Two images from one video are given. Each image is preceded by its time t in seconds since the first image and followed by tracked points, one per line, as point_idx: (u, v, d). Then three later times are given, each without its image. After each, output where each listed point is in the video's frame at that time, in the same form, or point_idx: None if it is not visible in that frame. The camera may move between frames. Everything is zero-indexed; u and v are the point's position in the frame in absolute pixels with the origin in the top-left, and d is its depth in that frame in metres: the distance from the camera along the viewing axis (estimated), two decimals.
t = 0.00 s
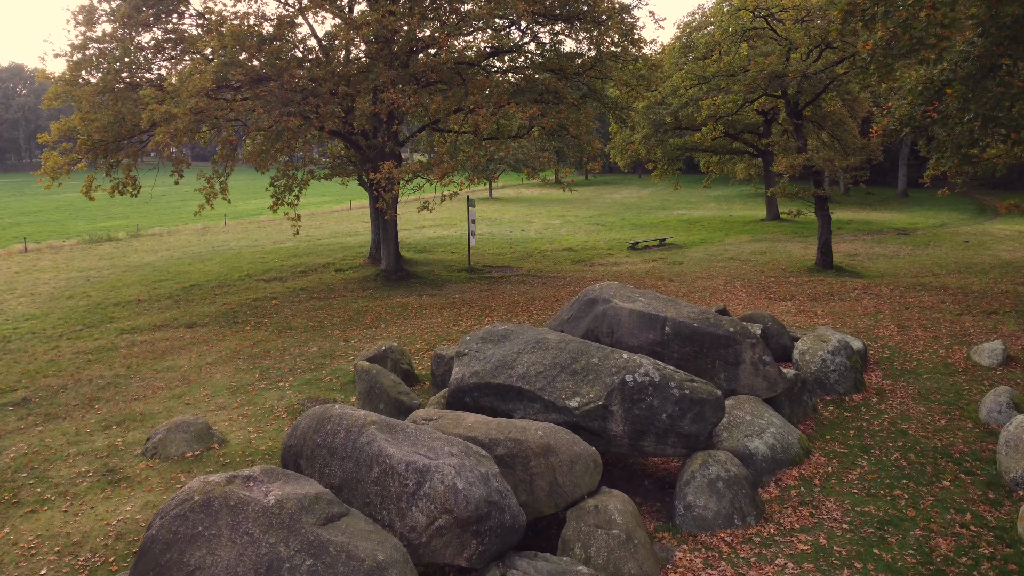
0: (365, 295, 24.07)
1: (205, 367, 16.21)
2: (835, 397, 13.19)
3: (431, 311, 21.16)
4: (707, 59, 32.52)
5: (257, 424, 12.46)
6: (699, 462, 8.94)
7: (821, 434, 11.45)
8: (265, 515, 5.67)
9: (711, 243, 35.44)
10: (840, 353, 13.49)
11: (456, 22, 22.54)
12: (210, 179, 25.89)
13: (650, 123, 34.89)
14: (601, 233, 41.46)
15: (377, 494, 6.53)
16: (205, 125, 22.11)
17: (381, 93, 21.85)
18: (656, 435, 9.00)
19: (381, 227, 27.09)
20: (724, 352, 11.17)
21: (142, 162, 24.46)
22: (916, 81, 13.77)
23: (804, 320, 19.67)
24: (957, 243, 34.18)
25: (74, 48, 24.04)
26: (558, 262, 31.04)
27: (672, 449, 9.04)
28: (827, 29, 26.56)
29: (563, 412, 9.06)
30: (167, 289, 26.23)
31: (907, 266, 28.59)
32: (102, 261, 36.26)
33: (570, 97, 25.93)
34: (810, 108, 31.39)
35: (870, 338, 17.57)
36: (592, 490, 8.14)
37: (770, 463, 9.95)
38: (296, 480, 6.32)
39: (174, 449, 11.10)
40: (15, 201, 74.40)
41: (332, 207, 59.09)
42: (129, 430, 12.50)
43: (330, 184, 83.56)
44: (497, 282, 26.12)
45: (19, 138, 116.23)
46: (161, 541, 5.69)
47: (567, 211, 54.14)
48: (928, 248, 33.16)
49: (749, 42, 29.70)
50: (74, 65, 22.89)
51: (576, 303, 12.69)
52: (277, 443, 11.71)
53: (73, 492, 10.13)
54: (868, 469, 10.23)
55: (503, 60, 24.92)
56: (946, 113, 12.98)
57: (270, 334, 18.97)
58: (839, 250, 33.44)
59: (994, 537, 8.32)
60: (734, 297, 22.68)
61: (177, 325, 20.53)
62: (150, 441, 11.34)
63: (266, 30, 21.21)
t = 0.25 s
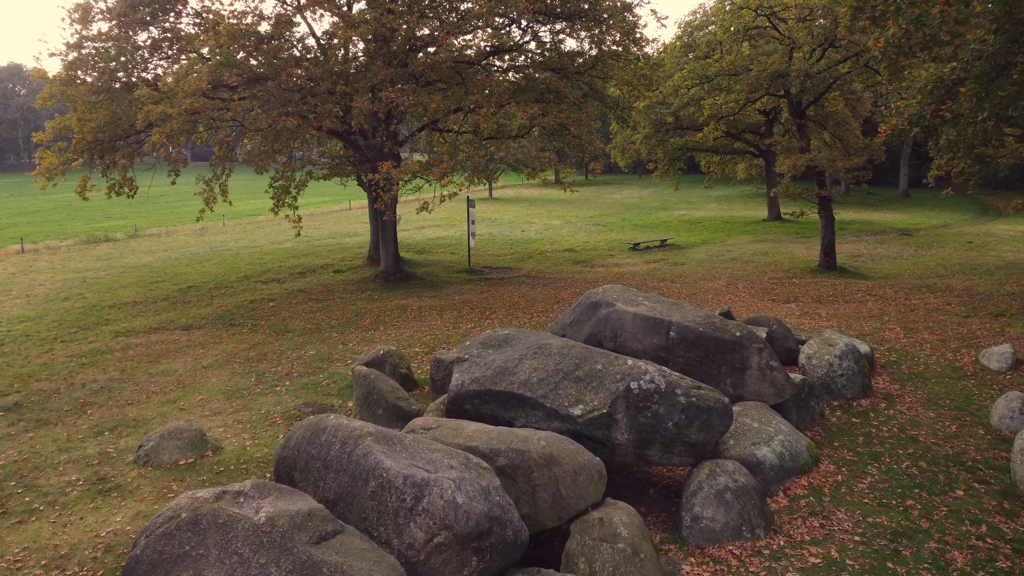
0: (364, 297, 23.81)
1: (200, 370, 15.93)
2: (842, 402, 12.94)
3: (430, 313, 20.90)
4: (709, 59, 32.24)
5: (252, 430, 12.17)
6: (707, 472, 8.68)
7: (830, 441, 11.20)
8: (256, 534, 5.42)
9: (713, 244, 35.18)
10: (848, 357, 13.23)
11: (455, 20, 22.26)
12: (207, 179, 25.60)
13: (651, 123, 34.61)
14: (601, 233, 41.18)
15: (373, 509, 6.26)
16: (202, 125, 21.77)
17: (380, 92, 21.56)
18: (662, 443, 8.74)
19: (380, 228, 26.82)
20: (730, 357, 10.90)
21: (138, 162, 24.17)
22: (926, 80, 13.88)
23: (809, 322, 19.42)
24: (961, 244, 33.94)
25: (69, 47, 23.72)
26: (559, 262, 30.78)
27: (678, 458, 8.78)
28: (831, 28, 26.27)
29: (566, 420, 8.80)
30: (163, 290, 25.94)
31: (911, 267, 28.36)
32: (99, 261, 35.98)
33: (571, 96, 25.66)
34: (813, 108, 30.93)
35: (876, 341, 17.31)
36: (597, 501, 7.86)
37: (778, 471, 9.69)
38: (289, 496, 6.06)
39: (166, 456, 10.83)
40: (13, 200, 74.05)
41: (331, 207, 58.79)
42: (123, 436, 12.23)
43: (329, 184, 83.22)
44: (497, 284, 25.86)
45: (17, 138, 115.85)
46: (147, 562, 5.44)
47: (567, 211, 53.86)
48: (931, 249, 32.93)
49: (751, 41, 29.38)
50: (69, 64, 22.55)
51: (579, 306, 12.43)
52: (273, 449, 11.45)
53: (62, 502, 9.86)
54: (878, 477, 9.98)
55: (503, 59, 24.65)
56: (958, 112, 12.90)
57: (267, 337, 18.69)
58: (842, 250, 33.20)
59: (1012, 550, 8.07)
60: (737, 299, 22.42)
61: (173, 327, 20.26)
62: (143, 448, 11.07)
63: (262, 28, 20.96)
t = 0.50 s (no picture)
0: (363, 298, 23.55)
1: (195, 374, 15.66)
2: (850, 408, 12.68)
3: (430, 315, 20.64)
4: (710, 59, 31.99)
5: (247, 437, 11.91)
6: (714, 483, 8.42)
7: (838, 448, 10.94)
8: (245, 554, 5.17)
9: (714, 245, 34.93)
10: (856, 362, 12.97)
11: (455, 19, 22.04)
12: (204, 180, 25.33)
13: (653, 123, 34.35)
14: (602, 234, 40.91)
15: (369, 525, 6.00)
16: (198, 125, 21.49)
17: (378, 91, 21.27)
18: (668, 453, 8.47)
19: (379, 229, 26.56)
20: (737, 363, 10.64)
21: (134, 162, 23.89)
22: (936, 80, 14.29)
23: (813, 324, 19.16)
24: (964, 245, 33.68)
25: (64, 46, 23.46)
26: (560, 264, 30.51)
27: (685, 469, 8.52)
28: (834, 27, 26.04)
29: (569, 429, 8.53)
30: (160, 292, 25.69)
31: (915, 268, 28.11)
32: (97, 262, 35.70)
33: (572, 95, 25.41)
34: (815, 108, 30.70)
35: (882, 344, 17.05)
36: (602, 514, 7.58)
37: (787, 481, 9.43)
38: (281, 513, 5.82)
39: (159, 464, 10.56)
40: (11, 201, 73.74)
41: (330, 207, 58.52)
42: (114, 443, 11.97)
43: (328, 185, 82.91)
44: (497, 285, 25.59)
45: (16, 138, 115.56)
46: None
47: (567, 212, 53.59)
48: (934, 250, 32.68)
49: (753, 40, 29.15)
50: (64, 63, 22.27)
51: (581, 310, 12.17)
52: (268, 456, 11.19)
53: (50, 512, 9.59)
54: (889, 487, 9.71)
55: (504, 59, 24.43)
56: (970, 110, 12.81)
57: (264, 340, 18.42)
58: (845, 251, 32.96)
59: None
60: (740, 301, 22.17)
61: (169, 330, 19.99)
62: (134, 456, 10.80)
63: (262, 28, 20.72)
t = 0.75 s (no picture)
0: (361, 300, 23.29)
1: (190, 379, 15.40)
2: (858, 414, 12.42)
3: (429, 317, 20.38)
4: (712, 58, 31.72)
5: (242, 444, 11.65)
6: (722, 494, 8.15)
7: (847, 456, 10.69)
8: None
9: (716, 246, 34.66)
10: (863, 367, 12.71)
11: (455, 17, 21.79)
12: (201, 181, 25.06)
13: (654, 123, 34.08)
14: (603, 235, 40.64)
15: (365, 543, 5.73)
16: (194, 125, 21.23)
17: (376, 89, 20.99)
18: (674, 463, 8.21)
19: (378, 230, 26.29)
20: (743, 369, 10.38)
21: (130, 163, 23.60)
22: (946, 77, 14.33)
23: (818, 327, 18.90)
24: (968, 246, 33.42)
25: (60, 45, 23.18)
26: (560, 265, 30.24)
27: (692, 479, 8.25)
28: (837, 26, 25.80)
29: (573, 438, 8.27)
30: (157, 293, 25.42)
31: (919, 269, 27.86)
32: (94, 263, 35.42)
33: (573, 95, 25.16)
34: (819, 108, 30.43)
35: (889, 347, 16.78)
36: (607, 528, 7.32)
37: (796, 490, 9.17)
38: (273, 531, 5.62)
39: (151, 473, 10.29)
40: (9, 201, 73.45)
41: (330, 208, 58.24)
42: (106, 450, 11.72)
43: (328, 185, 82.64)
44: (497, 287, 25.33)
45: (14, 138, 115.25)
46: None
47: (567, 212, 53.31)
48: (938, 251, 32.42)
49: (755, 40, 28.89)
50: (59, 62, 22.00)
51: (583, 314, 11.91)
52: (263, 464, 10.92)
53: (39, 523, 9.33)
54: (901, 496, 9.46)
55: (504, 58, 24.16)
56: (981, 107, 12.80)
57: (261, 343, 18.15)
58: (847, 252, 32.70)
59: None
60: (743, 303, 21.92)
61: (165, 333, 19.72)
62: (126, 464, 10.52)
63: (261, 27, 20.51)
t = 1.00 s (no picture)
0: (360, 302, 23.04)
1: (185, 383, 15.11)
2: (866, 420, 12.15)
3: (429, 320, 20.11)
4: (714, 58, 31.46)
5: (237, 452, 11.37)
6: (731, 506, 7.87)
7: (857, 464, 10.43)
8: None
9: (718, 247, 34.40)
10: (872, 372, 12.43)
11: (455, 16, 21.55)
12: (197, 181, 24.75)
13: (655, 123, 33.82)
14: (604, 235, 40.35)
15: (359, 563, 5.46)
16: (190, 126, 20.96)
17: (374, 89, 20.70)
18: (681, 474, 7.93)
19: (377, 231, 26.01)
20: (751, 375, 10.11)
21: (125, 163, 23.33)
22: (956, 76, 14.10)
23: (823, 330, 18.63)
24: (972, 247, 33.14)
25: (54, 44, 22.90)
26: (561, 266, 29.98)
27: (699, 491, 7.97)
28: (840, 25, 25.55)
29: (576, 448, 8.00)
30: (153, 295, 25.14)
31: (923, 271, 27.60)
32: (91, 264, 35.15)
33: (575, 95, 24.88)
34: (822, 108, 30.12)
35: (895, 350, 16.51)
36: (612, 544, 7.05)
37: (806, 501, 8.89)
38: (262, 554, 5.45)
39: (142, 482, 10.02)
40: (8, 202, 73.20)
41: (329, 208, 57.98)
42: (98, 457, 11.44)
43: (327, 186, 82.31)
44: (498, 288, 25.07)
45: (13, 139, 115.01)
46: None
47: (568, 213, 53.02)
48: (941, 252, 32.16)
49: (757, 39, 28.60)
50: (54, 62, 21.74)
51: (586, 318, 11.65)
52: (257, 473, 10.65)
53: (26, 534, 9.07)
54: (914, 507, 9.19)
55: (504, 57, 23.89)
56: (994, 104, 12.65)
57: (258, 346, 17.89)
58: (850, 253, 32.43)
59: None
60: (746, 305, 21.65)
61: (161, 336, 19.45)
62: (117, 473, 10.25)
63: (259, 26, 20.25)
